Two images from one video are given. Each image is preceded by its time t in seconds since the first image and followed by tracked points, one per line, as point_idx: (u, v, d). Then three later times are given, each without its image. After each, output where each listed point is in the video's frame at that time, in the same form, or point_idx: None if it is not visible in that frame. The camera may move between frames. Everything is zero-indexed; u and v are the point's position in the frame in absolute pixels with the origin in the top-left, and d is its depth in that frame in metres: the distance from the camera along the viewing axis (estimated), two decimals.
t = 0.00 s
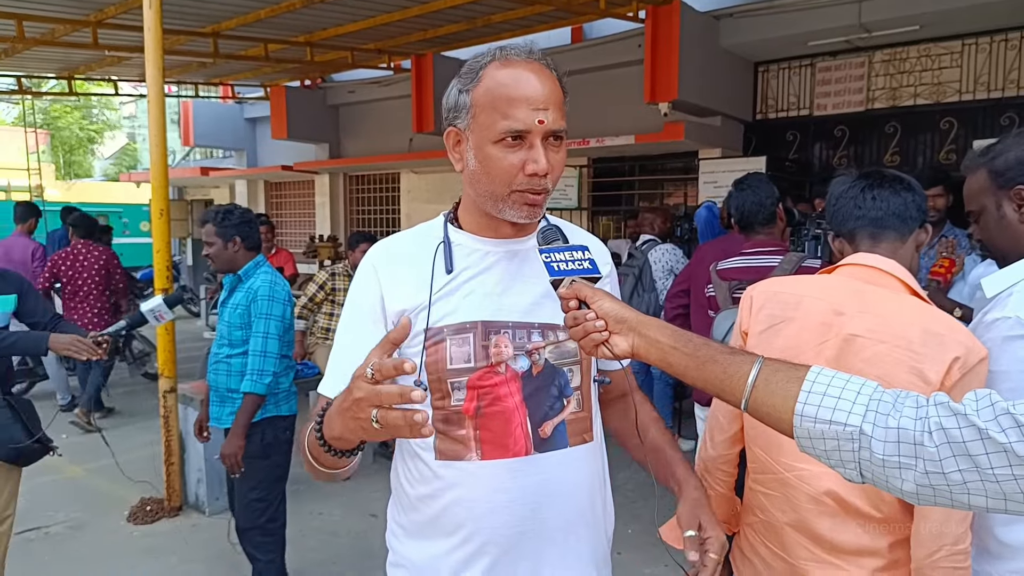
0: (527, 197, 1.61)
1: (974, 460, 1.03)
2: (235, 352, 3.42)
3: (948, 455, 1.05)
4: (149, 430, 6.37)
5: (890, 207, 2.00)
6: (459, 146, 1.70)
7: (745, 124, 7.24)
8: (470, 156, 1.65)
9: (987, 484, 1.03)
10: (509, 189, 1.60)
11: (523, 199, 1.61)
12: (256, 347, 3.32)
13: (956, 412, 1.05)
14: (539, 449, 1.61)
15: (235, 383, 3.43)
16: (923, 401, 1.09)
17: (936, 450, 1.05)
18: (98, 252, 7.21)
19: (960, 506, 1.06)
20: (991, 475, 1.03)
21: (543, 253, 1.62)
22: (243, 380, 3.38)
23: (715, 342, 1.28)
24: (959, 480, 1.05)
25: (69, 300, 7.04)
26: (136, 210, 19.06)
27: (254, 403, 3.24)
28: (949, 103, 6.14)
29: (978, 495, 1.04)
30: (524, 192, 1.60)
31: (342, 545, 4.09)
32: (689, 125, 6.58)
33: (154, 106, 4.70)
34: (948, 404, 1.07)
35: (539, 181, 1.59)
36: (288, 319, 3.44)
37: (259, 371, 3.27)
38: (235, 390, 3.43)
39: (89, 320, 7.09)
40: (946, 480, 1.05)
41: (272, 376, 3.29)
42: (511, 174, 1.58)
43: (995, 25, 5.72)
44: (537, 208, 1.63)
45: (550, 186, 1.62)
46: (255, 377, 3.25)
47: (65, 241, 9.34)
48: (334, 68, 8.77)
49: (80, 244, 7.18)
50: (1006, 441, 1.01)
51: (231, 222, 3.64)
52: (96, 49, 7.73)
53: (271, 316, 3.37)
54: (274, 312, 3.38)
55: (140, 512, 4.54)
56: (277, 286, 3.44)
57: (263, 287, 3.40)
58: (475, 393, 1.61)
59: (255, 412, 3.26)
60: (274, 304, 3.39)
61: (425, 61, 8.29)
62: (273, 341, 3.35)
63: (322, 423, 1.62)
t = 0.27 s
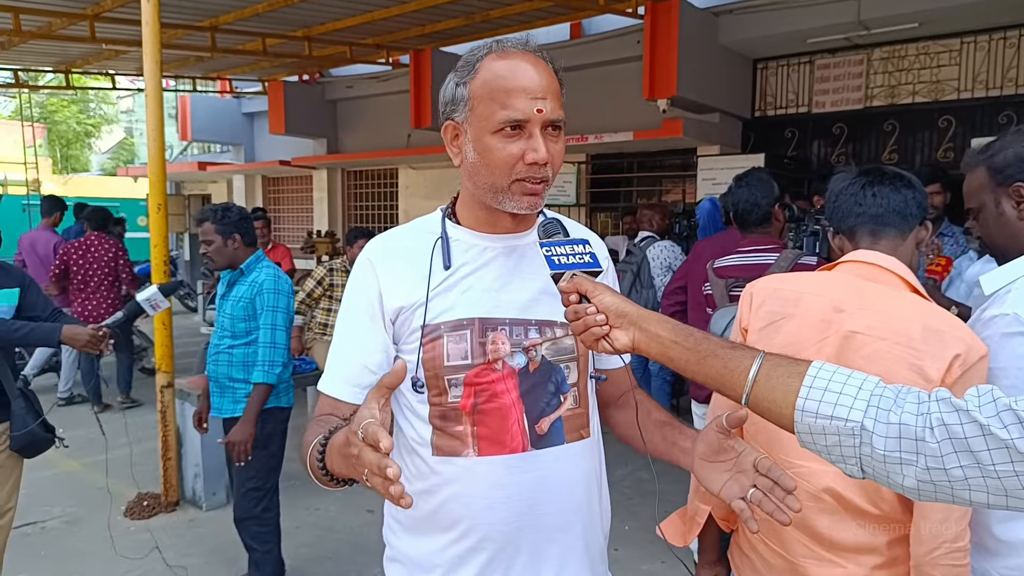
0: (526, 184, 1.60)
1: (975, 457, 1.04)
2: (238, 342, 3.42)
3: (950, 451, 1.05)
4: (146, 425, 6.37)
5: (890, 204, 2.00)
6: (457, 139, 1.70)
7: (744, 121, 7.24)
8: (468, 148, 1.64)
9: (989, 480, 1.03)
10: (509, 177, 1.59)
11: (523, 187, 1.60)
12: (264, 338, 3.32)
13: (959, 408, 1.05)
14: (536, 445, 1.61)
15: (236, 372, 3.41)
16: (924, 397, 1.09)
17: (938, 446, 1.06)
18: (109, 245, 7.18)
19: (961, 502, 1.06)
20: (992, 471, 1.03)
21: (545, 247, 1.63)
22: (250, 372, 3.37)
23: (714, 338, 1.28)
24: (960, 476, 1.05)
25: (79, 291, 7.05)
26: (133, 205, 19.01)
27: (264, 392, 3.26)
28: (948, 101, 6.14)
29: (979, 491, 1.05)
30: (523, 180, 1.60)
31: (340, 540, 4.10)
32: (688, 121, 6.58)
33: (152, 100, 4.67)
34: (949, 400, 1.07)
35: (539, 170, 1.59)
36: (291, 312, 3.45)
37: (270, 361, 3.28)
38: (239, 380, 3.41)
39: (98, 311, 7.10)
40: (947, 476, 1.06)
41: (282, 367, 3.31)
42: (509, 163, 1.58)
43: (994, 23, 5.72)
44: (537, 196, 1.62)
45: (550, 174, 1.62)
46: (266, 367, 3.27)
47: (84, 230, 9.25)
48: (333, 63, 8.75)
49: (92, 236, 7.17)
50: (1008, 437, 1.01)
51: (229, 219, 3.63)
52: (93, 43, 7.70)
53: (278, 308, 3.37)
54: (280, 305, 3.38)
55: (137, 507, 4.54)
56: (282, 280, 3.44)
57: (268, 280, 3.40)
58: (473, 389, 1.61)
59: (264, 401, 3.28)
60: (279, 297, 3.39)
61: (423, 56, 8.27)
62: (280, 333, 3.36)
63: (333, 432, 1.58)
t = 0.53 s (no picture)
0: (522, 184, 1.60)
1: (981, 462, 1.03)
2: (237, 346, 3.41)
3: (955, 456, 1.05)
4: (146, 428, 6.37)
5: (892, 208, 2.00)
6: (454, 142, 1.70)
7: (744, 125, 7.25)
8: (464, 150, 1.64)
9: (994, 486, 1.03)
10: (504, 178, 1.59)
11: (518, 187, 1.60)
12: (260, 342, 3.31)
13: (965, 413, 1.05)
14: (536, 450, 1.60)
15: (235, 375, 3.40)
16: (930, 402, 1.09)
17: (943, 452, 1.05)
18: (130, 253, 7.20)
19: (967, 508, 1.06)
20: (998, 477, 1.02)
21: (549, 249, 1.63)
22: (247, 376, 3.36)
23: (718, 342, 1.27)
24: (966, 481, 1.04)
25: (98, 295, 7.08)
26: (133, 208, 19.02)
27: (263, 396, 3.26)
28: (947, 104, 6.15)
29: (985, 497, 1.04)
30: (519, 180, 1.59)
31: (340, 544, 4.09)
32: (688, 125, 6.58)
33: (152, 104, 4.68)
34: (955, 405, 1.06)
35: (535, 171, 1.59)
36: (288, 313, 3.44)
37: (266, 365, 3.28)
38: (237, 384, 3.40)
39: (113, 315, 7.13)
40: (953, 482, 1.05)
41: (279, 370, 3.31)
42: (505, 164, 1.58)
43: (993, 27, 5.73)
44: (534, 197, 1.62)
45: (547, 175, 1.62)
46: (263, 370, 3.27)
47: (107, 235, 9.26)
48: (333, 66, 8.76)
49: (114, 241, 7.20)
50: (1014, 443, 1.01)
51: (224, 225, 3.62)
52: (94, 46, 7.70)
53: (273, 311, 3.35)
54: (275, 308, 3.36)
55: (136, 511, 4.53)
56: (277, 283, 3.42)
57: (263, 283, 3.38)
58: (471, 395, 1.61)
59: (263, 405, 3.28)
60: (274, 300, 3.37)
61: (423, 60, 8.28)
62: (276, 336, 3.35)
63: (340, 451, 1.54)
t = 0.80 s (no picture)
0: (524, 193, 1.60)
1: (984, 464, 1.03)
2: (238, 349, 3.41)
3: (958, 459, 1.04)
4: (150, 430, 6.38)
5: (897, 210, 2.00)
6: (456, 149, 1.70)
7: (747, 126, 7.24)
8: (466, 158, 1.64)
9: (997, 488, 1.02)
10: (506, 187, 1.59)
11: (520, 196, 1.60)
12: (260, 344, 3.31)
13: (968, 415, 1.04)
14: (538, 453, 1.60)
15: (238, 378, 3.41)
16: (932, 404, 1.08)
17: (946, 454, 1.05)
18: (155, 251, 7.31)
19: (970, 511, 1.05)
20: (1000, 479, 1.02)
21: (550, 251, 1.63)
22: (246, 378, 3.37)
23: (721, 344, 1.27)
24: (968, 484, 1.04)
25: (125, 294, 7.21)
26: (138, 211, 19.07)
27: (259, 399, 3.25)
28: (952, 105, 6.13)
29: (988, 499, 1.03)
30: (520, 190, 1.59)
31: (344, 546, 4.09)
32: (691, 126, 6.57)
33: (157, 107, 4.69)
34: (958, 406, 1.06)
35: (537, 180, 1.58)
36: (288, 315, 3.45)
37: (263, 368, 3.27)
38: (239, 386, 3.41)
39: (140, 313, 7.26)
40: (955, 484, 1.04)
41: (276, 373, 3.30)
42: (506, 173, 1.58)
43: (998, 27, 5.71)
44: (537, 205, 1.62)
45: (550, 182, 1.61)
46: (259, 374, 3.26)
47: (125, 239, 9.33)
48: (336, 68, 8.78)
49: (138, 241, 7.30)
50: (1016, 445, 1.00)
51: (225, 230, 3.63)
52: (98, 49, 7.73)
53: (272, 313, 3.36)
54: (274, 310, 3.37)
55: (140, 513, 4.53)
56: (277, 285, 3.43)
57: (263, 286, 3.39)
58: (473, 397, 1.61)
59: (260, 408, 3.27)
60: (274, 303, 3.38)
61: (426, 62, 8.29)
62: (275, 338, 3.35)
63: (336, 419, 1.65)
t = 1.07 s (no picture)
0: (522, 198, 1.61)
1: (979, 465, 1.03)
2: (237, 351, 3.42)
3: (953, 459, 1.04)
4: (152, 433, 6.38)
5: (896, 212, 2.01)
6: (453, 155, 1.70)
7: (747, 128, 7.24)
8: (464, 164, 1.65)
9: (992, 488, 1.03)
10: (505, 192, 1.60)
11: (519, 201, 1.61)
12: (260, 347, 3.32)
13: (962, 416, 1.05)
14: (536, 454, 1.61)
15: (236, 380, 3.41)
16: (927, 405, 1.09)
17: (941, 454, 1.05)
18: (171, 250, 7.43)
19: (965, 511, 1.06)
20: (995, 480, 1.02)
21: (548, 254, 1.64)
22: (245, 380, 3.37)
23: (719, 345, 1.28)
24: (963, 484, 1.04)
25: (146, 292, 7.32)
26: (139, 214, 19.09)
27: (258, 401, 3.26)
28: (952, 106, 6.14)
29: (983, 500, 1.04)
30: (519, 195, 1.60)
31: (345, 548, 4.09)
32: (692, 128, 6.58)
33: (158, 111, 4.71)
34: (952, 408, 1.06)
35: (535, 184, 1.59)
36: (289, 320, 3.45)
37: (263, 370, 3.28)
38: (237, 387, 3.41)
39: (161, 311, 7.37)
40: (950, 485, 1.05)
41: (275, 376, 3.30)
42: (504, 178, 1.59)
43: (998, 28, 5.72)
44: (535, 209, 1.63)
45: (547, 186, 1.62)
46: (259, 376, 3.27)
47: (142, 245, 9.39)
48: (337, 71, 8.79)
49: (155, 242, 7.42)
50: (1011, 445, 1.01)
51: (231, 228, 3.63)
52: (100, 52, 7.75)
53: (274, 317, 3.37)
54: (276, 314, 3.38)
55: (142, 515, 4.53)
56: (280, 290, 3.44)
57: (266, 289, 3.40)
58: (472, 399, 1.62)
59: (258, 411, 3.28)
60: (276, 307, 3.39)
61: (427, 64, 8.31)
62: (276, 342, 3.36)
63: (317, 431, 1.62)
